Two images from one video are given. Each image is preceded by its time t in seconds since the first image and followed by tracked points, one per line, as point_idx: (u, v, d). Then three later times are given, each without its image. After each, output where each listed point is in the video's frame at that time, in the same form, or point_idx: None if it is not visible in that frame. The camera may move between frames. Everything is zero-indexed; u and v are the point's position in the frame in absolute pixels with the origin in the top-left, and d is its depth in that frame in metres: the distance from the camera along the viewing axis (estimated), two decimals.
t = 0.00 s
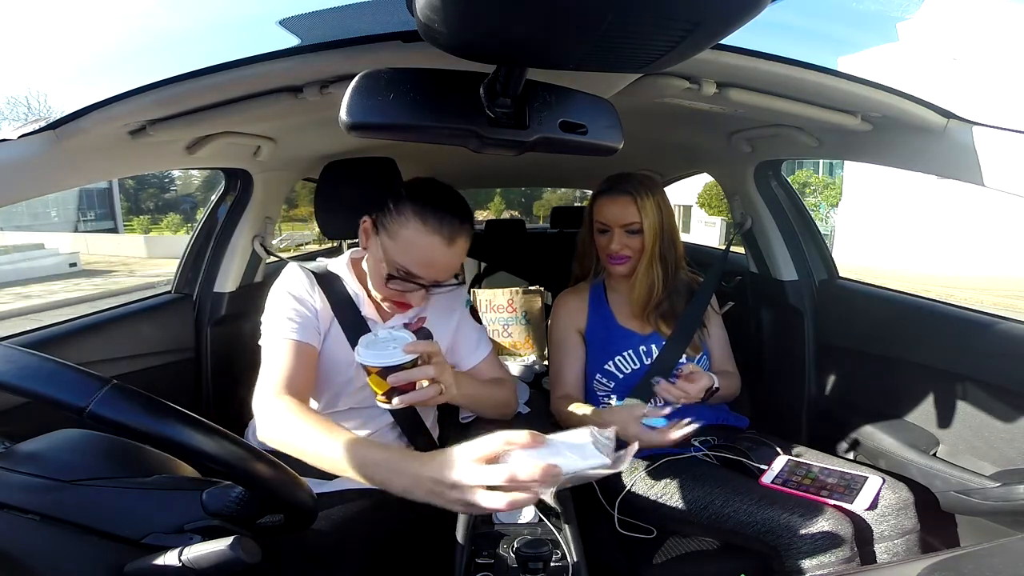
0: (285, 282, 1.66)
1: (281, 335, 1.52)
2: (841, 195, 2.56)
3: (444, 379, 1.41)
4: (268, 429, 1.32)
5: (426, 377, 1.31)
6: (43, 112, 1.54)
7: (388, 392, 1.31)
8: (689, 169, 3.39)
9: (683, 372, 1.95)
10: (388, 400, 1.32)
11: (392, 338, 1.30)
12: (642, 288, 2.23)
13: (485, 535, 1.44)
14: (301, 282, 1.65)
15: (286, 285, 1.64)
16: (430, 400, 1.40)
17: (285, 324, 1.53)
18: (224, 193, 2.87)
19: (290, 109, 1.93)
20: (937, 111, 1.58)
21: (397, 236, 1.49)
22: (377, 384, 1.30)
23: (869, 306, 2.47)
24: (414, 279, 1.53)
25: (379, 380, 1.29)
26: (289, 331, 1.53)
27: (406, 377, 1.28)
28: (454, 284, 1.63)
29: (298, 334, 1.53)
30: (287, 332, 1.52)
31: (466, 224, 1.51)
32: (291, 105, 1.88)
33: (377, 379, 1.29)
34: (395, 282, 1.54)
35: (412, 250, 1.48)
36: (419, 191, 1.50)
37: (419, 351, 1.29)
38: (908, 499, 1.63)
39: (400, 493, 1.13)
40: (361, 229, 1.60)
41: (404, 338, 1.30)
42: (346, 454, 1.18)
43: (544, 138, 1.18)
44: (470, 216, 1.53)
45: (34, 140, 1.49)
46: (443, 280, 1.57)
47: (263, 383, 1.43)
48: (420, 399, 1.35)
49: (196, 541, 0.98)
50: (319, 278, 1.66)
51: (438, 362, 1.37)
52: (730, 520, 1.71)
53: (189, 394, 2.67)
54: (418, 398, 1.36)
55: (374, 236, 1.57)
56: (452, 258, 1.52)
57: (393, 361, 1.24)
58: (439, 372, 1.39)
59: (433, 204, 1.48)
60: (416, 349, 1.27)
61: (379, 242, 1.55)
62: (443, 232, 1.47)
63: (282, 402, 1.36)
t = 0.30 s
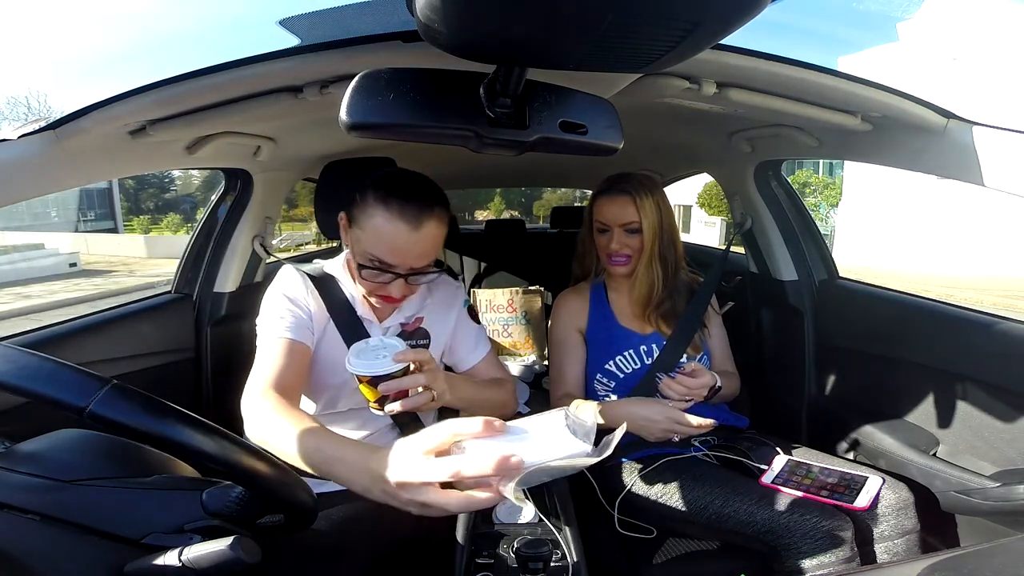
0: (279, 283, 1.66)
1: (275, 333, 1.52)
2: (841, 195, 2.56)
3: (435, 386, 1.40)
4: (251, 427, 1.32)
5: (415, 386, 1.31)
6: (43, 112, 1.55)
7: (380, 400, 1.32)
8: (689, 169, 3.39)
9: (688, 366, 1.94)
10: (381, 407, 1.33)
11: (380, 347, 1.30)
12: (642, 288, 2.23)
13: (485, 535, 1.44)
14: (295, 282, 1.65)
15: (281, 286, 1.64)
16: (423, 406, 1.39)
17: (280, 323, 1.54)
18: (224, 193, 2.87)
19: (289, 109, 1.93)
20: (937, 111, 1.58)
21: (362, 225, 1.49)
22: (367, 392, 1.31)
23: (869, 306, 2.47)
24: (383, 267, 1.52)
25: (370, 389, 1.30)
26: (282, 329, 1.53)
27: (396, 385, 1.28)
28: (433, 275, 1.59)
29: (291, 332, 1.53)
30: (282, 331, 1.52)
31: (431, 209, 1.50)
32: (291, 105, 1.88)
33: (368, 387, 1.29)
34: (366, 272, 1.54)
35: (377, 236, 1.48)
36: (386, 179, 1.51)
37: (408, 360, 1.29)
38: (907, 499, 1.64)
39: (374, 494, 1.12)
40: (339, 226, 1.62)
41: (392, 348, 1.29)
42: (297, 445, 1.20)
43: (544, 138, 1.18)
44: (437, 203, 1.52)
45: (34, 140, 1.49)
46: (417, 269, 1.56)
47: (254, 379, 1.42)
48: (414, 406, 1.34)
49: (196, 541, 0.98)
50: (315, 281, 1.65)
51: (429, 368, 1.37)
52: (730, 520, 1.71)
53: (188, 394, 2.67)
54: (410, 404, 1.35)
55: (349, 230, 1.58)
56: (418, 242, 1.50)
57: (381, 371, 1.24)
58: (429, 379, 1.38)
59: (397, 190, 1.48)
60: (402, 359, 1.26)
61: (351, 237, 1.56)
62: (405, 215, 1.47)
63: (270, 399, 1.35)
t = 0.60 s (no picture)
0: (279, 281, 1.66)
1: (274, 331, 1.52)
2: (841, 195, 2.56)
3: (434, 388, 1.40)
4: (248, 424, 1.32)
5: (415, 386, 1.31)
6: (43, 113, 1.55)
7: (380, 401, 1.32)
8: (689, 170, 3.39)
9: (684, 367, 1.91)
10: (381, 408, 1.33)
11: (380, 348, 1.30)
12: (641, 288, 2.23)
13: (485, 536, 1.44)
14: (295, 281, 1.65)
15: (281, 286, 1.64)
16: (424, 405, 1.38)
17: (279, 321, 1.54)
18: (224, 193, 2.87)
19: (289, 109, 1.93)
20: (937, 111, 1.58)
21: (350, 223, 1.51)
22: (368, 393, 1.30)
23: (869, 306, 2.47)
24: (372, 265, 1.52)
25: (370, 390, 1.29)
26: (280, 327, 1.53)
27: (396, 385, 1.28)
28: (424, 272, 1.58)
29: (290, 330, 1.53)
30: (280, 329, 1.52)
31: (417, 204, 1.49)
32: (291, 106, 1.88)
33: (368, 388, 1.29)
34: (356, 271, 1.54)
35: (363, 233, 1.49)
36: (374, 177, 1.51)
37: (407, 361, 1.29)
38: (908, 500, 1.67)
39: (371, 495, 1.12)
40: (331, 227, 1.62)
41: (393, 348, 1.29)
42: (279, 436, 1.23)
43: (543, 138, 1.18)
44: (424, 199, 1.51)
45: (35, 140, 1.49)
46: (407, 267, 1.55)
47: (252, 376, 1.42)
48: (414, 407, 1.33)
49: (196, 541, 0.97)
50: (315, 281, 1.65)
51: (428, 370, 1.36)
52: (730, 520, 1.71)
53: (188, 395, 2.67)
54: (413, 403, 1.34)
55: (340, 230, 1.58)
56: (404, 238, 1.49)
57: (382, 371, 1.24)
58: (430, 381, 1.39)
59: (383, 187, 1.48)
60: (403, 359, 1.27)
61: (343, 237, 1.58)
62: (390, 211, 1.47)
63: (268, 397, 1.35)
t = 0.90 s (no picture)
0: (279, 281, 1.66)
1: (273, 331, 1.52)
2: (841, 195, 2.56)
3: (434, 387, 1.40)
4: (248, 424, 1.32)
5: (415, 386, 1.31)
6: (43, 113, 1.55)
7: (379, 400, 1.32)
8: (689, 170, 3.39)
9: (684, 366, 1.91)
10: (380, 407, 1.33)
11: (380, 347, 1.30)
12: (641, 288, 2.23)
13: (484, 536, 1.44)
14: (295, 282, 1.65)
15: (281, 286, 1.64)
16: (424, 405, 1.39)
17: (279, 321, 1.54)
18: (224, 193, 2.87)
19: (289, 109, 1.93)
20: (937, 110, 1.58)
21: (350, 223, 1.51)
22: (367, 393, 1.30)
23: (869, 306, 2.47)
24: (372, 265, 1.52)
25: (370, 390, 1.29)
26: (280, 327, 1.53)
27: (396, 385, 1.28)
28: (424, 271, 1.58)
29: (289, 330, 1.53)
30: (280, 329, 1.52)
31: (417, 204, 1.49)
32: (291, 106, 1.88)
33: (368, 388, 1.29)
34: (356, 271, 1.53)
35: (363, 233, 1.49)
36: (373, 177, 1.51)
37: (408, 360, 1.29)
38: (908, 499, 1.67)
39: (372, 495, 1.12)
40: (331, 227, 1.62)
41: (393, 348, 1.29)
42: (279, 437, 1.23)
43: (543, 138, 1.18)
44: (423, 198, 1.51)
45: (35, 140, 1.49)
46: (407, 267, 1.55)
47: (252, 376, 1.42)
48: (414, 407, 1.33)
49: (196, 541, 0.97)
50: (315, 281, 1.65)
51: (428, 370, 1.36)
52: (730, 520, 1.70)
53: (188, 395, 2.66)
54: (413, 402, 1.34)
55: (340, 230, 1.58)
56: (404, 238, 1.49)
57: (381, 371, 1.24)
58: (430, 381, 1.39)
59: (383, 187, 1.48)
60: (402, 358, 1.27)
61: (342, 237, 1.58)
62: (390, 211, 1.47)
63: (268, 396, 1.35)
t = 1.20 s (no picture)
0: (279, 282, 1.66)
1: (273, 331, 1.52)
2: (841, 195, 2.56)
3: (433, 387, 1.40)
4: (248, 424, 1.32)
5: (415, 386, 1.31)
6: (42, 113, 1.55)
7: (379, 401, 1.31)
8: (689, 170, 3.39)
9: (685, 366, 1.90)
10: (380, 408, 1.33)
11: (380, 348, 1.30)
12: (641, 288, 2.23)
13: (484, 536, 1.44)
14: (294, 282, 1.65)
15: (281, 286, 1.64)
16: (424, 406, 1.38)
17: (279, 321, 1.54)
18: (224, 193, 2.88)
19: (289, 109, 1.93)
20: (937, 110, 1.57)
21: (351, 222, 1.51)
22: (366, 393, 1.30)
23: (869, 306, 2.47)
24: (372, 264, 1.51)
25: (369, 390, 1.29)
26: (280, 327, 1.53)
27: (395, 385, 1.28)
28: (425, 271, 1.58)
29: (289, 330, 1.53)
30: (280, 330, 1.52)
31: (418, 204, 1.49)
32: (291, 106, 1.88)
33: (367, 388, 1.29)
34: (357, 270, 1.53)
35: (364, 232, 1.49)
36: (373, 176, 1.52)
37: (407, 360, 1.29)
38: (908, 499, 1.67)
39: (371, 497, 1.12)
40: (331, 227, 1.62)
41: (392, 348, 1.29)
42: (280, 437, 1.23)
43: (543, 138, 1.18)
44: (424, 197, 1.51)
45: (35, 140, 1.49)
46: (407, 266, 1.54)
47: (252, 377, 1.42)
48: (414, 407, 1.33)
49: (196, 541, 0.97)
50: (315, 281, 1.65)
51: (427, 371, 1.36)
52: (730, 520, 1.71)
53: (188, 395, 2.66)
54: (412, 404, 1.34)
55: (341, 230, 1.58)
56: (405, 237, 1.49)
57: (380, 371, 1.24)
58: (430, 382, 1.38)
59: (383, 186, 1.48)
60: (402, 359, 1.27)
61: (343, 236, 1.58)
62: (391, 210, 1.47)
63: (268, 397, 1.35)
